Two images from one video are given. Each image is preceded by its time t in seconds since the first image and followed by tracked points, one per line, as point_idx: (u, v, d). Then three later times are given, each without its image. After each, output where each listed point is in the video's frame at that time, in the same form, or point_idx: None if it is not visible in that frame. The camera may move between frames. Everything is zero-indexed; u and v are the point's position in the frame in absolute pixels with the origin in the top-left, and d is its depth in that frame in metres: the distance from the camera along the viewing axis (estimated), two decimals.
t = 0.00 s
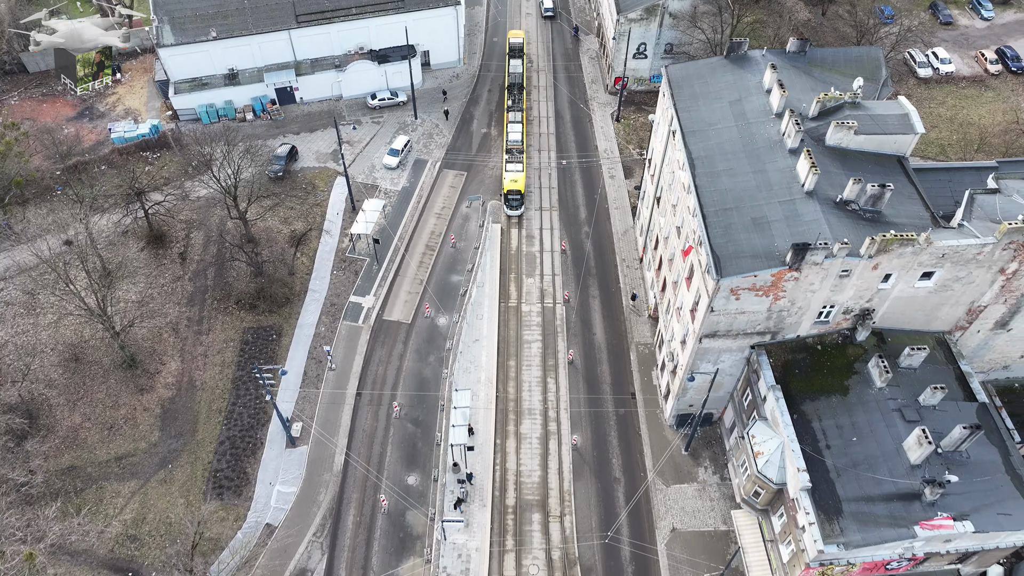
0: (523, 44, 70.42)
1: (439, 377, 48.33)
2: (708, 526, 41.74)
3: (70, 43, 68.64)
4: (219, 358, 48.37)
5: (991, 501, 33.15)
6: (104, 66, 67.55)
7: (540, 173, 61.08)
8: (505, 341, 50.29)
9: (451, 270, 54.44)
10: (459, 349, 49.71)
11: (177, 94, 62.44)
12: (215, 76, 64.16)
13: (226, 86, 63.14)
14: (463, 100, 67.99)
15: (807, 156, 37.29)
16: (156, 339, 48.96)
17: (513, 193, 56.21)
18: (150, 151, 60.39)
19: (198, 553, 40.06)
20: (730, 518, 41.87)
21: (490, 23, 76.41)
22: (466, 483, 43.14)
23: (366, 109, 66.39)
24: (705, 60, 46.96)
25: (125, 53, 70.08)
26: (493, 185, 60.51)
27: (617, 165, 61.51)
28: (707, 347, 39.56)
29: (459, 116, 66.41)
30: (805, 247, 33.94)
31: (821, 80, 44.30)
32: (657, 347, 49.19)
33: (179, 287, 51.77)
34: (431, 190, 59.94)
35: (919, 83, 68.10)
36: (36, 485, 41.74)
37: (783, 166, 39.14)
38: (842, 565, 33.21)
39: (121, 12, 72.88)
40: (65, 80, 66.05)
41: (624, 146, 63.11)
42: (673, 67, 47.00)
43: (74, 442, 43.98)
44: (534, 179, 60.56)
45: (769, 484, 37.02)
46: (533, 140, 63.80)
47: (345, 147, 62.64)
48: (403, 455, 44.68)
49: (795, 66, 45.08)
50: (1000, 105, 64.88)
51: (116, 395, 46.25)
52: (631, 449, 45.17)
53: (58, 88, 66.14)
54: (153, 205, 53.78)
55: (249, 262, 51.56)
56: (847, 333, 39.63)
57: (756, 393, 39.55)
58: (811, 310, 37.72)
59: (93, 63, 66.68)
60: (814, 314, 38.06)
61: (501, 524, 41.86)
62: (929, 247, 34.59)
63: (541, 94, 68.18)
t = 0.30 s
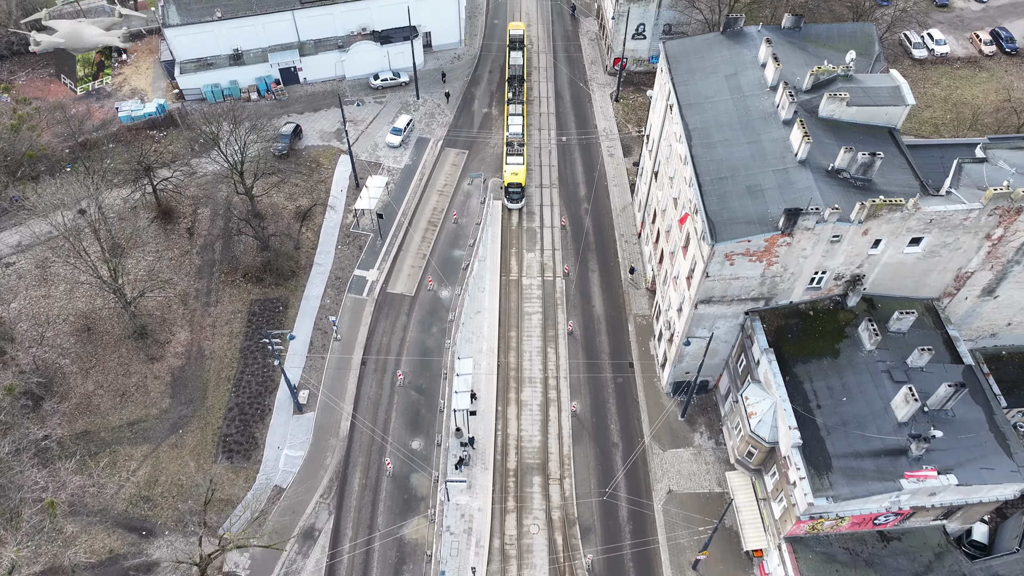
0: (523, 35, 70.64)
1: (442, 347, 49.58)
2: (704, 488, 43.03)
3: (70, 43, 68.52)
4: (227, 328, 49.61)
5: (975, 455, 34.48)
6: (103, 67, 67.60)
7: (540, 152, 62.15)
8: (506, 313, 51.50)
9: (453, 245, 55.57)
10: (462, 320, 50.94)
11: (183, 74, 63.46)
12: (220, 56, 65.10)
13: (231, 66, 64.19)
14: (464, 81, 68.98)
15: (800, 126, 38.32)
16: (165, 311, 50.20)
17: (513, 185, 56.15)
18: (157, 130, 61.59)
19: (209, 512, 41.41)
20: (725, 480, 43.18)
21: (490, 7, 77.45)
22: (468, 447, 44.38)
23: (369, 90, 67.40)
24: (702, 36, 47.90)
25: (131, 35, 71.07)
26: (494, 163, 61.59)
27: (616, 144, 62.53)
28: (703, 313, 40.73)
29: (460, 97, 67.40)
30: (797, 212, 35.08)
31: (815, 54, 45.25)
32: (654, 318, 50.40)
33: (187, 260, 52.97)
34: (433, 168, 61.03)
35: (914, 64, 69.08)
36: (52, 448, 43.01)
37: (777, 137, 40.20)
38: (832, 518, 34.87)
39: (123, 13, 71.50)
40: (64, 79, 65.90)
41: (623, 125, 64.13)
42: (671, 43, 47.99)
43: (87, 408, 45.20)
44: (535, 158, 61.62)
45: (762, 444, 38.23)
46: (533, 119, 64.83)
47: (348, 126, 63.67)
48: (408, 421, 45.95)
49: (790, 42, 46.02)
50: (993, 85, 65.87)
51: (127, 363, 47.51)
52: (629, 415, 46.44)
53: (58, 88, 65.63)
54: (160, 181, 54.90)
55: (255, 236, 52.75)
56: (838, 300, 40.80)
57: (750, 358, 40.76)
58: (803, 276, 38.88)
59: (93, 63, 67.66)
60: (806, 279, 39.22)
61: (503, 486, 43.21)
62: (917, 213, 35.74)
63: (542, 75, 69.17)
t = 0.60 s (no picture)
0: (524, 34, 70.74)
1: (445, 324, 50.76)
2: (700, 459, 44.22)
3: (70, 43, 68.58)
4: (235, 306, 50.78)
5: (961, 420, 35.70)
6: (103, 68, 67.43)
7: (540, 137, 63.32)
8: (507, 293, 52.66)
9: (455, 227, 56.75)
10: (464, 299, 52.12)
11: (189, 61, 64.62)
12: (226, 44, 66.10)
13: (237, 54, 65.43)
14: (465, 69, 70.16)
15: (793, 104, 39.47)
16: (174, 290, 51.37)
17: (513, 184, 56.17)
18: (163, 115, 62.78)
19: (219, 480, 42.63)
20: (721, 451, 44.36)
21: None
22: (470, 420, 45.56)
23: (372, 77, 68.60)
24: (699, 20, 49.06)
25: (136, 23, 72.28)
26: (495, 148, 62.78)
27: (615, 130, 63.67)
28: (699, 287, 41.90)
29: (462, 84, 68.57)
30: (789, 185, 36.22)
31: (809, 37, 46.42)
32: (652, 296, 51.58)
33: (195, 242, 54.14)
34: (435, 153, 62.19)
35: (908, 53, 70.22)
36: (65, 420, 44.16)
37: (771, 115, 41.36)
38: (823, 481, 36.15)
39: (123, 13, 71.49)
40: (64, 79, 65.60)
41: (622, 112, 65.27)
42: (668, 27, 49.13)
43: (99, 382, 46.35)
44: (535, 143, 62.79)
45: (756, 412, 39.42)
46: (534, 106, 66.01)
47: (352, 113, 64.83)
48: (411, 395, 47.11)
49: (784, 25, 47.20)
50: (985, 73, 67.03)
51: (137, 340, 48.66)
52: (627, 389, 47.63)
53: (56, 87, 65.27)
54: (169, 164, 56.10)
55: (262, 218, 53.94)
56: (830, 274, 42.01)
57: (744, 331, 41.95)
58: (796, 250, 40.07)
59: (93, 63, 67.38)
60: (799, 254, 40.40)
61: (504, 457, 44.36)
62: (905, 186, 36.91)
63: (542, 63, 70.36)
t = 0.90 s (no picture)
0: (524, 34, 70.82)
1: (447, 303, 51.93)
2: (695, 431, 45.41)
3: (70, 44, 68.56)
4: (242, 286, 51.94)
5: (947, 388, 36.87)
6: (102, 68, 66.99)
7: (540, 124, 64.52)
8: (508, 273, 53.85)
9: (456, 211, 57.92)
10: (466, 280, 53.28)
11: (195, 49, 65.82)
12: (231, 33, 67.31)
13: (242, 42, 66.60)
14: (467, 58, 71.36)
15: (786, 84, 40.60)
16: (183, 270, 52.57)
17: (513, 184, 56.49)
18: (170, 102, 63.97)
19: (229, 448, 43.83)
20: (716, 424, 45.56)
21: None
22: (471, 393, 46.75)
23: (374, 66, 69.84)
24: (695, 6, 50.22)
25: (142, 13, 73.61)
26: (496, 135, 63.97)
27: (614, 117, 64.81)
28: (695, 263, 43.07)
29: (463, 73, 69.78)
30: (782, 160, 37.35)
31: (802, 21, 47.59)
32: (649, 276, 52.78)
33: (202, 224, 55.34)
34: (437, 140, 63.37)
35: (903, 42, 71.39)
36: (77, 393, 45.28)
37: (764, 95, 42.54)
38: (814, 448, 37.34)
39: (123, 13, 72.39)
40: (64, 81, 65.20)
41: (620, 99, 66.44)
42: (665, 13, 50.28)
43: (110, 358, 47.47)
44: (535, 130, 63.99)
45: (750, 382, 40.63)
46: (534, 94, 67.21)
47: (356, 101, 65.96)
48: (415, 371, 48.27)
49: (778, 10, 48.35)
50: (978, 62, 68.22)
51: (147, 318, 49.81)
52: (625, 365, 48.81)
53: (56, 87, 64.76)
54: (177, 149, 57.35)
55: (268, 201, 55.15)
56: (822, 250, 43.20)
57: (739, 305, 43.12)
58: (789, 226, 41.24)
59: (93, 63, 67.00)
60: (791, 229, 41.57)
61: (505, 430, 45.52)
62: (894, 162, 38.01)
63: (542, 53, 71.58)
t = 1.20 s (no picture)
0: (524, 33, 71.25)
1: (449, 284, 53.11)
2: (691, 405, 46.60)
3: (71, 44, 69.24)
4: (249, 266, 53.14)
5: (935, 357, 38.06)
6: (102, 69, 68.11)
7: (541, 112, 65.72)
8: (509, 255, 55.06)
9: (458, 195, 59.12)
10: (467, 261, 54.44)
11: (201, 38, 66.76)
12: (236, 22, 68.33)
13: (247, 31, 67.70)
14: (468, 48, 72.59)
15: (779, 65, 41.80)
16: (191, 251, 53.79)
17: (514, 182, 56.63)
18: (178, 89, 65.29)
19: (236, 421, 45.03)
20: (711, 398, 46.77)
21: None
22: (473, 368, 47.98)
23: (377, 55, 71.09)
24: None
25: (149, 4, 74.86)
26: (496, 122, 65.20)
27: (612, 105, 66.00)
28: (691, 241, 44.25)
29: (464, 62, 71.03)
30: (774, 137, 38.52)
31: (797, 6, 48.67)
32: (647, 258, 53.98)
33: (209, 207, 56.58)
34: (439, 126, 64.57)
35: (897, 32, 72.58)
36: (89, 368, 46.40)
37: (758, 77, 43.73)
38: (806, 416, 38.53)
39: (123, 13, 72.32)
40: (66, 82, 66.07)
41: (619, 88, 67.61)
42: None
43: (120, 335, 48.60)
44: (535, 117, 65.20)
45: (744, 354, 41.86)
46: (534, 82, 68.42)
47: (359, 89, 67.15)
48: (418, 348, 49.45)
49: None
50: (970, 51, 69.43)
51: (156, 297, 50.98)
52: (623, 342, 50.01)
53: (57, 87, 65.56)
54: (184, 135, 58.61)
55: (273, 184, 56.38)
56: (815, 228, 44.40)
57: (733, 281, 44.33)
58: (782, 203, 42.42)
59: (93, 63, 68.63)
60: (784, 207, 42.75)
61: (506, 404, 46.69)
62: (883, 139, 39.14)
63: (542, 43, 72.81)
